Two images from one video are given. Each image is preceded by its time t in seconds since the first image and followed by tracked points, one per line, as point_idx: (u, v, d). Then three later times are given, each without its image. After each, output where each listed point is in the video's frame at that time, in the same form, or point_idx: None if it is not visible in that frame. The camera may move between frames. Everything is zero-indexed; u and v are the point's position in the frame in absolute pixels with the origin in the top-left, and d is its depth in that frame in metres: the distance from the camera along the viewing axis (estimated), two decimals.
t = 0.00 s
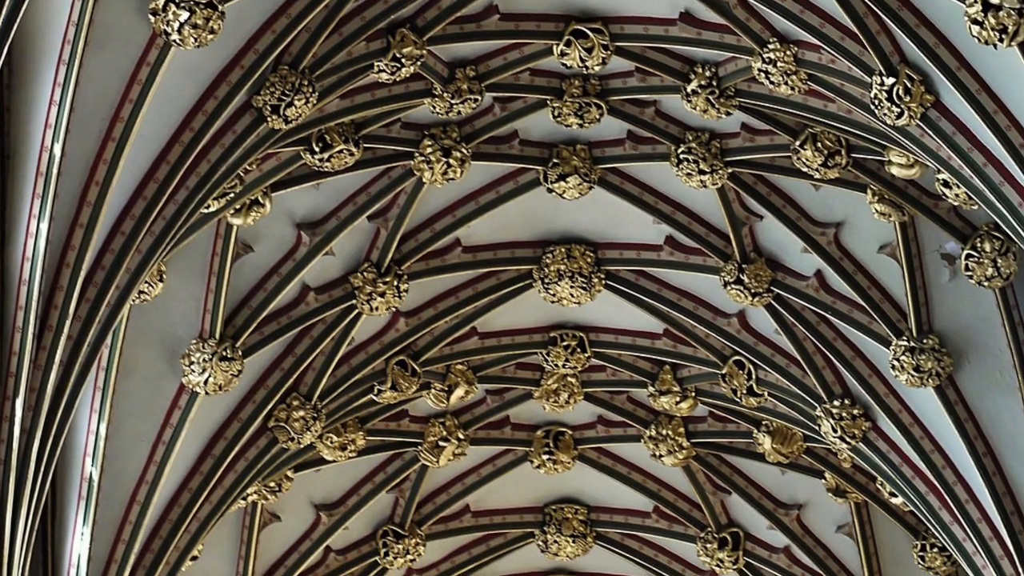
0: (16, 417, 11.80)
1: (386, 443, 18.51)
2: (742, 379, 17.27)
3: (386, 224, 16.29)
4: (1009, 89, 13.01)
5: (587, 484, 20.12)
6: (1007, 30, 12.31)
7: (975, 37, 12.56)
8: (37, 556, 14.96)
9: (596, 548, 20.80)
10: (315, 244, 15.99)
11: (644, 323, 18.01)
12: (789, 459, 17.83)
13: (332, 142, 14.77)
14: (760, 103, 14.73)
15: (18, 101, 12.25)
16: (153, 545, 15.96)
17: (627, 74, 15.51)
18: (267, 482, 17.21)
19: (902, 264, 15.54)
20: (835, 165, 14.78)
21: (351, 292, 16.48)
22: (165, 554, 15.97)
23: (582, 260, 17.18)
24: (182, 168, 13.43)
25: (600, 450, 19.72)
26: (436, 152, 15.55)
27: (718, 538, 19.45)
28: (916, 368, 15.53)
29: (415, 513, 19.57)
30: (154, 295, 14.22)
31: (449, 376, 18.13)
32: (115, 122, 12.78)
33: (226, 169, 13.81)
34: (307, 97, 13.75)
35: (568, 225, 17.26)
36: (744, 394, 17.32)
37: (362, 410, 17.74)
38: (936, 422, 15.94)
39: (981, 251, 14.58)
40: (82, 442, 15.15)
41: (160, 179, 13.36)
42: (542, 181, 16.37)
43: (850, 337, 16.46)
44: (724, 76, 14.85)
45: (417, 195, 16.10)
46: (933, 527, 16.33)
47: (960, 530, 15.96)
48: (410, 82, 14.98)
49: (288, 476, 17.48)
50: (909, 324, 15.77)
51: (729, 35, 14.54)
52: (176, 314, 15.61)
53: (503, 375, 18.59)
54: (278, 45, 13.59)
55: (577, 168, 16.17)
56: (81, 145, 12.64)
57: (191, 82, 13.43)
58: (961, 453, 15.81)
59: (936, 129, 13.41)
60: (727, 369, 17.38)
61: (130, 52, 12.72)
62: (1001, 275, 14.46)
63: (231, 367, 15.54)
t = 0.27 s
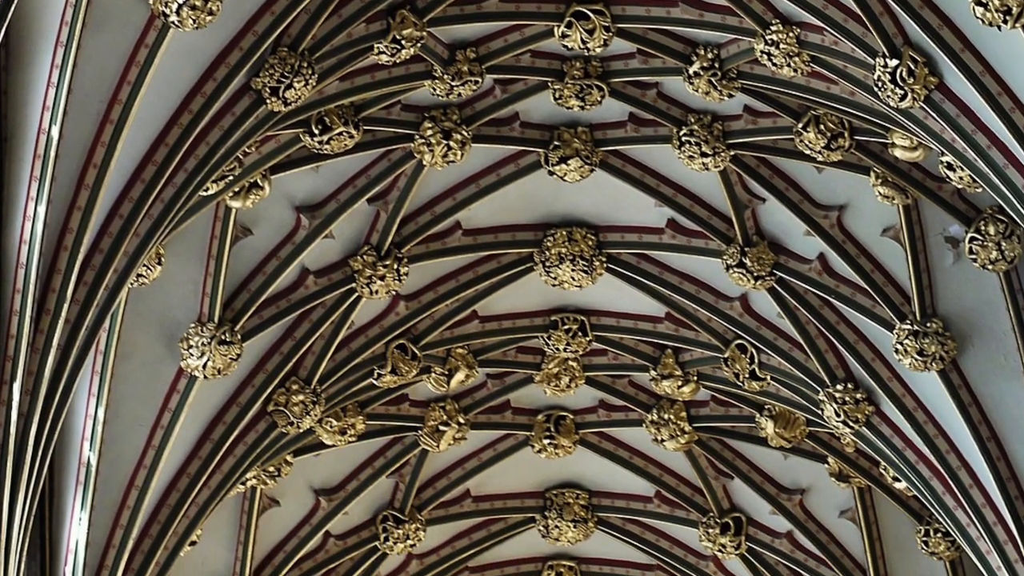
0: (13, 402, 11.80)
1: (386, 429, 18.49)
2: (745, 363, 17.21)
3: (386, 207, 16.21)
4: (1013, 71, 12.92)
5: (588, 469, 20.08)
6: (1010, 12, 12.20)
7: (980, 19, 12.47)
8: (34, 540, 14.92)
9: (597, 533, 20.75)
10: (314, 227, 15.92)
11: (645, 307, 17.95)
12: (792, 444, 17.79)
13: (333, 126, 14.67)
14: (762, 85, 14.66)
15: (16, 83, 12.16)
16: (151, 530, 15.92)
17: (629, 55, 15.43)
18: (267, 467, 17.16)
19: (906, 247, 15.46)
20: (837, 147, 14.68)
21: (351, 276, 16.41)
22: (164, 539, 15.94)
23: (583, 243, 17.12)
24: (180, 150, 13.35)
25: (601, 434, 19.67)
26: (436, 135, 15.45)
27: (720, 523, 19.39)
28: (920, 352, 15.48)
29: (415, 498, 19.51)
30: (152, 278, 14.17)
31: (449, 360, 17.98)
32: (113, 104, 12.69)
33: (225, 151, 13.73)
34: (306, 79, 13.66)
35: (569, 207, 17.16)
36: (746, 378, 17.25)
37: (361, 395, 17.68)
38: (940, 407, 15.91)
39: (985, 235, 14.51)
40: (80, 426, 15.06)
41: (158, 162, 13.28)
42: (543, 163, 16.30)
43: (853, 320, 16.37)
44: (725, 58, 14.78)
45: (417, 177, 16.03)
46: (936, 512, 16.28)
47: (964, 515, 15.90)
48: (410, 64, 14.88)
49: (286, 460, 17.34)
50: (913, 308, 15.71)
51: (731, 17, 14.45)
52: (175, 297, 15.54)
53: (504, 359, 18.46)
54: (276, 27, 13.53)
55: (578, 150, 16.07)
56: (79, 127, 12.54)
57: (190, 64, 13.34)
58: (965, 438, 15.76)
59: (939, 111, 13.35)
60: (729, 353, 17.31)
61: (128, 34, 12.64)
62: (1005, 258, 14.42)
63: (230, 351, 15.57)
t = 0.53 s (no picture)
0: (11, 385, 11.71)
1: (386, 413, 18.44)
2: (747, 348, 17.14)
3: (386, 189, 16.14)
4: (1018, 53, 12.88)
5: (589, 453, 20.04)
6: None
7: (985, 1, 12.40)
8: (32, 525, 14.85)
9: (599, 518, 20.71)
10: (314, 211, 15.83)
11: (647, 291, 17.88)
12: (795, 428, 17.73)
13: (332, 109, 14.59)
14: (765, 67, 14.56)
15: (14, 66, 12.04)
16: (150, 515, 15.86)
17: (631, 37, 15.30)
18: (266, 452, 17.10)
19: (909, 230, 15.38)
20: (840, 130, 14.60)
21: (350, 260, 16.34)
22: (162, 524, 15.87)
23: (584, 226, 17.03)
24: (179, 133, 13.28)
25: (603, 420, 19.58)
26: (436, 117, 15.40)
27: (723, 508, 19.32)
28: (923, 336, 15.40)
29: (415, 483, 19.46)
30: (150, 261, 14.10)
31: (450, 344, 17.95)
32: (112, 87, 12.63)
33: (224, 134, 13.65)
34: (305, 61, 13.64)
35: (571, 190, 17.07)
36: (749, 362, 17.20)
37: (362, 379, 17.61)
38: (943, 391, 15.83)
39: (989, 218, 14.44)
40: (78, 410, 15.00)
41: (157, 145, 13.21)
42: (544, 146, 16.22)
43: (856, 304, 16.31)
44: (727, 40, 14.69)
45: (417, 160, 15.96)
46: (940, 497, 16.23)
47: (967, 500, 15.84)
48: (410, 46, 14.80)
49: (285, 446, 17.28)
50: (916, 291, 15.62)
51: None
52: (174, 281, 15.49)
53: (505, 343, 18.40)
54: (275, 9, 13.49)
55: (580, 132, 16.01)
56: (77, 110, 12.49)
57: (189, 46, 13.27)
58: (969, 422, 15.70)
59: (943, 93, 13.24)
60: (732, 337, 17.23)
61: (126, 16, 12.59)
62: (1009, 241, 14.37)
63: (229, 335, 15.50)
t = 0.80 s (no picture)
0: (8, 369, 11.60)
1: (385, 397, 18.37)
2: (750, 331, 17.08)
3: (386, 172, 16.07)
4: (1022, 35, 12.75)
5: (590, 438, 20.01)
6: None
7: None
8: (30, 510, 14.78)
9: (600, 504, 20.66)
10: (314, 193, 15.77)
11: (648, 275, 17.83)
12: (798, 413, 17.63)
13: (331, 91, 14.51)
14: (768, 49, 14.47)
15: (11, 48, 11.94)
16: (148, 501, 15.78)
17: (632, 19, 15.21)
18: (265, 437, 17.04)
19: (912, 214, 15.36)
20: (844, 113, 14.53)
21: (350, 243, 16.26)
22: (161, 509, 15.79)
23: (586, 209, 16.94)
24: (177, 116, 13.20)
25: (604, 404, 19.57)
26: (437, 100, 15.27)
27: (725, 492, 19.21)
28: (927, 320, 15.34)
29: (415, 468, 19.41)
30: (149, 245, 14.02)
31: (450, 328, 17.90)
32: (110, 69, 12.55)
33: (222, 117, 13.57)
34: (305, 43, 13.56)
35: (572, 173, 17.02)
36: (751, 346, 17.13)
37: (362, 362, 17.55)
38: (947, 374, 15.77)
39: (993, 201, 14.35)
40: (76, 394, 14.95)
41: (155, 127, 13.12)
42: (545, 129, 16.13)
43: (859, 288, 16.24)
44: (730, 22, 14.57)
45: (417, 143, 15.89)
46: (944, 483, 16.16)
47: (971, 485, 15.76)
48: (410, 28, 14.70)
49: (285, 430, 17.15)
50: (920, 275, 15.55)
51: None
52: (172, 265, 15.41)
53: (505, 327, 18.33)
54: None
55: (581, 115, 15.91)
56: (75, 92, 12.40)
57: (187, 28, 13.20)
58: (972, 406, 15.63)
59: (947, 76, 13.13)
60: (734, 321, 17.15)
61: None
62: (1013, 225, 14.29)
63: (228, 318, 15.41)
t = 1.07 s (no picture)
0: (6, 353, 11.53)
1: (383, 382, 18.28)
2: (752, 315, 17.03)
3: (386, 155, 16.01)
4: None
5: (592, 422, 19.97)
6: None
7: None
8: (27, 495, 14.73)
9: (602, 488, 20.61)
10: (313, 175, 15.67)
11: (650, 258, 17.78)
12: (800, 398, 17.59)
13: (330, 73, 14.44)
14: (770, 31, 14.34)
15: (9, 30, 11.83)
16: (146, 486, 15.73)
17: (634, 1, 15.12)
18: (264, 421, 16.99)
19: (916, 196, 15.25)
20: (847, 95, 14.44)
21: (350, 226, 16.18)
22: (159, 494, 15.74)
23: (587, 193, 16.88)
24: (175, 98, 13.14)
25: (606, 388, 19.53)
26: (437, 82, 15.21)
27: (727, 478, 19.19)
28: (931, 304, 15.26)
29: (415, 452, 19.37)
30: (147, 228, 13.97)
31: (451, 312, 17.83)
32: (108, 51, 12.48)
33: (221, 100, 13.49)
34: (305, 25, 13.53)
35: (573, 156, 16.94)
36: (753, 330, 17.07)
37: (362, 346, 17.51)
38: (951, 359, 15.70)
39: (997, 183, 14.28)
40: (74, 379, 14.93)
41: (153, 109, 13.07)
42: (546, 111, 16.03)
43: (863, 271, 16.20)
44: (732, 4, 14.45)
45: (417, 126, 15.83)
46: (948, 468, 16.06)
47: (975, 471, 15.68)
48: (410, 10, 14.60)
49: (285, 415, 17.11)
50: (924, 259, 15.47)
51: None
52: (170, 249, 15.35)
53: (506, 311, 18.28)
54: None
55: (583, 97, 15.79)
56: (73, 75, 12.32)
57: (185, 10, 13.14)
58: (976, 390, 15.57)
59: (950, 58, 13.07)
60: (736, 304, 17.11)
61: None
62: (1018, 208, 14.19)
63: (226, 303, 15.37)
